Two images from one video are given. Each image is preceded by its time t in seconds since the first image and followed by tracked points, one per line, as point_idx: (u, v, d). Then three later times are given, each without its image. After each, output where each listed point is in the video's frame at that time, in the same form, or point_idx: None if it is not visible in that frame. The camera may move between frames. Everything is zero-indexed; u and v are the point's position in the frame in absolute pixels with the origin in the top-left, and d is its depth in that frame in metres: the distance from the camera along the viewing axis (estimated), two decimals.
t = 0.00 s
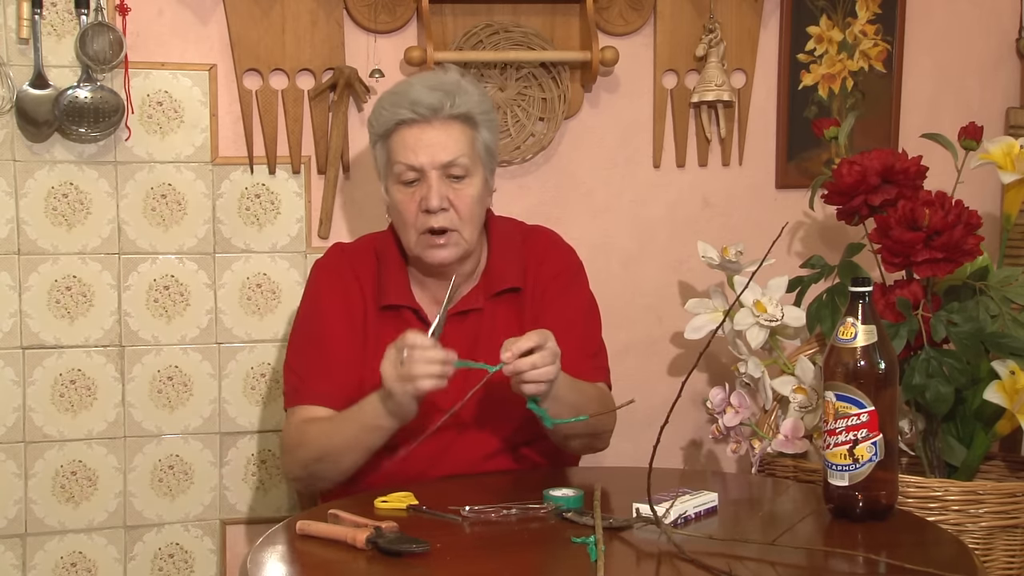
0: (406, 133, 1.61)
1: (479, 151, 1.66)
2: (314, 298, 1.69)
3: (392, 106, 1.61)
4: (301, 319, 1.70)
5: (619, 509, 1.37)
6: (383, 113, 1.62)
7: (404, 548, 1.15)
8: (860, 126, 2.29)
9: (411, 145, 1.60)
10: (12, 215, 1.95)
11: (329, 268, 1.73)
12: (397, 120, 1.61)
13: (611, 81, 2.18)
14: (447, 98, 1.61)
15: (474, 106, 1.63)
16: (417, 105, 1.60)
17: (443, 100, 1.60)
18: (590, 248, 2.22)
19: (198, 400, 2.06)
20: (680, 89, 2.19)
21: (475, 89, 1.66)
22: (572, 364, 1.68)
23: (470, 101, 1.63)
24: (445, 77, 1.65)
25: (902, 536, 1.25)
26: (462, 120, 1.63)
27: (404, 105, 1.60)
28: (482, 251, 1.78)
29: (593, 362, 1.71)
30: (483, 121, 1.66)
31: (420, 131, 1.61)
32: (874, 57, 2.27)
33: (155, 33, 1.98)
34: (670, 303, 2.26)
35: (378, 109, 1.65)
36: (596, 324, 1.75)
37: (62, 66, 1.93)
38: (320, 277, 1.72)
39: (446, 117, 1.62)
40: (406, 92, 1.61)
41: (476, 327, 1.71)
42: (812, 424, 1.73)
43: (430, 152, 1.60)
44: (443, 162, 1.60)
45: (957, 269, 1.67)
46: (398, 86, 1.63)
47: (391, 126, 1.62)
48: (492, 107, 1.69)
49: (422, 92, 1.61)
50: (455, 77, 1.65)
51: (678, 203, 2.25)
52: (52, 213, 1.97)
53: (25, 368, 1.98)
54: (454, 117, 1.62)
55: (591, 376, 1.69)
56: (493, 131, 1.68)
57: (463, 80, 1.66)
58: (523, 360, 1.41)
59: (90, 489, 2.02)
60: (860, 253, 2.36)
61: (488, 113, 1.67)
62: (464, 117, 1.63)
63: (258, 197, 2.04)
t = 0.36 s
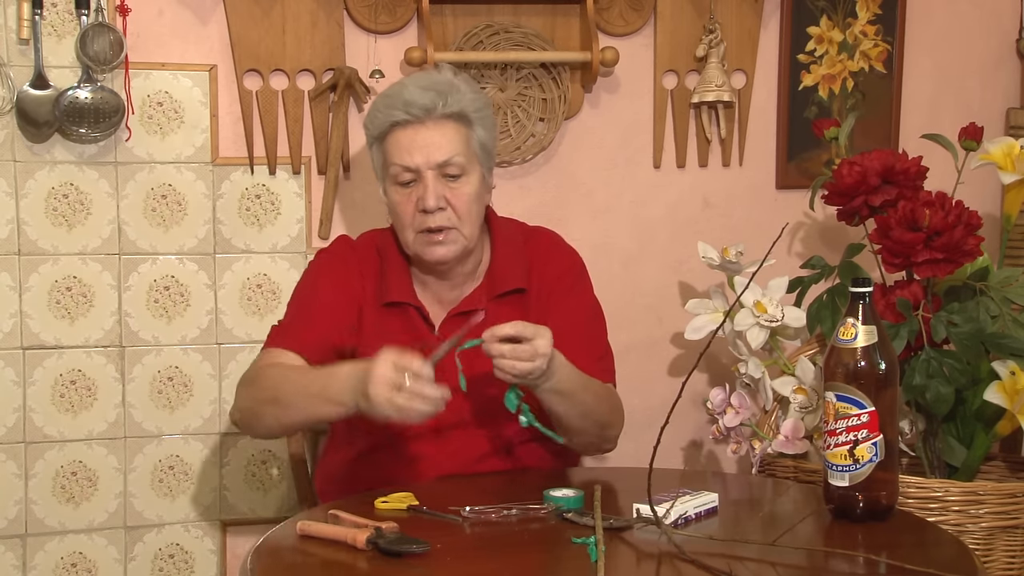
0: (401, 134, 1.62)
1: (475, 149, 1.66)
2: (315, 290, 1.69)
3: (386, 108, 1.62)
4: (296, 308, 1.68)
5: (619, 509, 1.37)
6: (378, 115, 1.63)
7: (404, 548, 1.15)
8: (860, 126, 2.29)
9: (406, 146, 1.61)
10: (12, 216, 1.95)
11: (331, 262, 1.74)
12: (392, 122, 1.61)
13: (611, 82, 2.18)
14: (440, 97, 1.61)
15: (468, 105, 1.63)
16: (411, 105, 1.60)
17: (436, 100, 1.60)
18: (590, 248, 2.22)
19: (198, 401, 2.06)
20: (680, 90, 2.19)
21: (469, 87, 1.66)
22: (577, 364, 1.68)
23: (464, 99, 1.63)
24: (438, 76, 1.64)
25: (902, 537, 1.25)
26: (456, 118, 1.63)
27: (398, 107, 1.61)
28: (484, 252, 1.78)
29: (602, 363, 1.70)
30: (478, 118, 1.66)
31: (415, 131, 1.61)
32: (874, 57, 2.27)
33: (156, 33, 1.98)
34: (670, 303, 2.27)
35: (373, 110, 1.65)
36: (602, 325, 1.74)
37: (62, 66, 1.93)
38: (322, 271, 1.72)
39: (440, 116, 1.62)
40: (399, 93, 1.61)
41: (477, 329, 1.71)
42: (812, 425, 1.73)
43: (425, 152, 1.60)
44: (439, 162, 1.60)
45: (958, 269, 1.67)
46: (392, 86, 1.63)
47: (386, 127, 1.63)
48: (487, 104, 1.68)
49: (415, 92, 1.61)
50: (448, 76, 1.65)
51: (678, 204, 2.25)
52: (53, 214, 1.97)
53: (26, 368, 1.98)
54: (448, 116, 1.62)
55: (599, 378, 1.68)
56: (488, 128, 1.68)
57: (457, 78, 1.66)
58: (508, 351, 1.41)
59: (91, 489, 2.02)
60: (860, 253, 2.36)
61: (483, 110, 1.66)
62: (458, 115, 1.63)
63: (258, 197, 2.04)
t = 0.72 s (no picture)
0: (403, 135, 1.62)
1: (476, 149, 1.66)
2: (315, 296, 1.69)
3: (388, 108, 1.62)
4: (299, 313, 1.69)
5: (618, 509, 1.37)
6: (380, 116, 1.63)
7: (404, 549, 1.15)
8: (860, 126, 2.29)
9: (409, 147, 1.61)
10: (12, 216, 1.95)
11: (329, 270, 1.73)
12: (394, 122, 1.61)
13: (611, 82, 2.18)
14: (442, 98, 1.62)
15: (470, 105, 1.63)
16: (413, 106, 1.60)
17: (439, 100, 1.61)
18: (590, 248, 2.22)
19: (198, 401, 2.06)
20: (680, 90, 2.19)
21: (470, 88, 1.66)
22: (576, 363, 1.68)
23: (466, 101, 1.63)
24: (440, 77, 1.64)
25: (902, 537, 1.25)
26: (459, 119, 1.63)
27: (400, 107, 1.61)
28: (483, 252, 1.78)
29: (598, 361, 1.71)
30: (480, 119, 1.66)
31: (417, 132, 1.61)
32: (874, 57, 2.27)
33: (156, 33, 1.98)
34: (670, 303, 2.27)
35: (374, 112, 1.65)
36: (600, 326, 1.75)
37: (63, 66, 1.93)
38: (321, 277, 1.71)
39: (443, 117, 1.62)
40: (402, 93, 1.62)
41: (476, 329, 1.72)
42: (813, 425, 1.73)
43: (428, 153, 1.60)
44: (441, 162, 1.61)
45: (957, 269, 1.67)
46: (393, 88, 1.64)
47: (388, 128, 1.63)
48: (488, 105, 1.68)
49: (417, 93, 1.61)
50: (450, 77, 1.65)
51: (678, 204, 2.25)
52: (53, 214, 1.97)
53: (26, 368, 1.98)
54: (451, 117, 1.62)
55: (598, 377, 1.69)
56: (490, 129, 1.69)
57: (459, 79, 1.66)
58: (548, 360, 1.41)
59: (91, 490, 2.02)
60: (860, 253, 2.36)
61: (484, 111, 1.67)
62: (461, 116, 1.63)
63: (258, 197, 2.04)
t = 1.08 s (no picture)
0: (413, 150, 1.60)
1: (484, 158, 1.66)
2: (324, 268, 1.69)
3: (398, 122, 1.59)
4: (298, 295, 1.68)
5: (618, 510, 1.37)
6: (388, 128, 1.60)
7: (403, 550, 1.15)
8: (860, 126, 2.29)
9: (419, 163, 1.59)
10: (12, 216, 1.95)
11: (340, 248, 1.74)
12: (404, 138, 1.59)
13: (611, 82, 2.18)
14: (453, 113, 1.59)
15: (480, 119, 1.62)
16: (424, 122, 1.58)
17: (451, 116, 1.58)
18: (590, 248, 2.22)
19: (198, 401, 2.06)
20: (680, 90, 2.19)
21: (478, 97, 1.64)
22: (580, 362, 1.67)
23: (476, 114, 1.61)
24: (446, 86, 1.61)
25: (902, 537, 1.25)
26: (470, 133, 1.61)
27: (410, 122, 1.58)
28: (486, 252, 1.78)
29: (602, 361, 1.70)
30: (487, 128, 1.64)
31: (428, 147, 1.59)
32: (874, 57, 2.27)
33: (156, 33, 1.98)
34: (670, 303, 2.27)
35: (381, 123, 1.62)
36: (602, 326, 1.75)
37: (63, 66, 1.93)
38: (331, 254, 1.72)
39: (454, 133, 1.60)
40: (410, 106, 1.58)
41: (476, 328, 1.72)
42: (812, 425, 1.73)
43: (439, 168, 1.59)
44: (454, 178, 1.60)
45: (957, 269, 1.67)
46: (400, 98, 1.60)
47: (397, 142, 1.60)
48: (492, 111, 1.67)
49: (427, 107, 1.58)
50: (457, 85, 1.62)
51: (678, 204, 2.25)
52: (53, 214, 1.97)
53: (26, 368, 1.98)
54: (462, 131, 1.60)
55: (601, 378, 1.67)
56: (495, 135, 1.67)
57: (466, 88, 1.63)
58: (561, 386, 1.39)
59: (91, 490, 2.02)
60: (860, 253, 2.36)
61: (490, 120, 1.65)
62: (472, 130, 1.61)
63: (258, 197, 2.04)
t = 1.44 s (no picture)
0: (419, 152, 1.59)
1: (489, 159, 1.66)
2: (327, 271, 1.69)
3: (403, 125, 1.58)
4: (301, 295, 1.66)
5: (618, 510, 1.37)
6: (394, 130, 1.60)
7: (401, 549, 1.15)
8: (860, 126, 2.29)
9: (425, 164, 1.59)
10: (12, 216, 1.95)
11: (342, 250, 1.74)
12: (409, 140, 1.58)
13: (611, 82, 2.18)
14: (459, 114, 1.59)
15: (486, 120, 1.61)
16: (429, 124, 1.57)
17: (456, 118, 1.58)
18: (590, 248, 2.22)
19: (198, 401, 2.06)
20: (680, 90, 2.19)
21: (482, 98, 1.64)
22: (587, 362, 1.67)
23: (481, 115, 1.61)
24: (451, 88, 1.61)
25: (903, 537, 1.25)
26: (476, 135, 1.61)
27: (415, 125, 1.58)
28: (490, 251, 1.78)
29: (608, 362, 1.68)
30: (492, 130, 1.64)
31: (433, 150, 1.59)
32: (874, 57, 2.27)
33: (156, 33, 1.98)
34: (670, 303, 2.27)
35: (386, 126, 1.61)
36: (607, 325, 1.75)
37: (63, 66, 1.93)
38: (333, 256, 1.72)
39: (461, 134, 1.59)
40: (415, 109, 1.58)
41: (479, 327, 1.71)
42: (812, 425, 1.73)
43: (444, 169, 1.59)
44: (459, 179, 1.60)
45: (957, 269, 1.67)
46: (404, 100, 1.60)
47: (403, 145, 1.60)
48: (497, 113, 1.66)
49: (432, 109, 1.58)
50: (461, 87, 1.62)
51: (678, 204, 2.25)
52: (53, 214, 1.97)
53: (26, 368, 1.98)
54: (468, 133, 1.60)
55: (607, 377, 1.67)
56: (500, 137, 1.67)
57: (470, 89, 1.63)
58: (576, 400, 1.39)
59: (91, 490, 2.02)
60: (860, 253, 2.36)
61: (496, 122, 1.65)
62: (478, 132, 1.61)
63: (258, 197, 2.04)
